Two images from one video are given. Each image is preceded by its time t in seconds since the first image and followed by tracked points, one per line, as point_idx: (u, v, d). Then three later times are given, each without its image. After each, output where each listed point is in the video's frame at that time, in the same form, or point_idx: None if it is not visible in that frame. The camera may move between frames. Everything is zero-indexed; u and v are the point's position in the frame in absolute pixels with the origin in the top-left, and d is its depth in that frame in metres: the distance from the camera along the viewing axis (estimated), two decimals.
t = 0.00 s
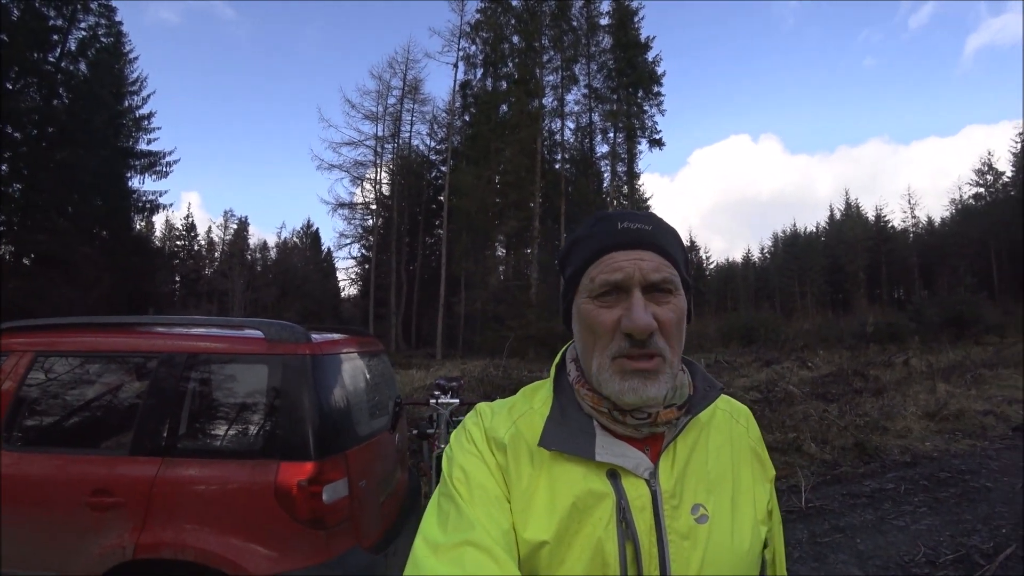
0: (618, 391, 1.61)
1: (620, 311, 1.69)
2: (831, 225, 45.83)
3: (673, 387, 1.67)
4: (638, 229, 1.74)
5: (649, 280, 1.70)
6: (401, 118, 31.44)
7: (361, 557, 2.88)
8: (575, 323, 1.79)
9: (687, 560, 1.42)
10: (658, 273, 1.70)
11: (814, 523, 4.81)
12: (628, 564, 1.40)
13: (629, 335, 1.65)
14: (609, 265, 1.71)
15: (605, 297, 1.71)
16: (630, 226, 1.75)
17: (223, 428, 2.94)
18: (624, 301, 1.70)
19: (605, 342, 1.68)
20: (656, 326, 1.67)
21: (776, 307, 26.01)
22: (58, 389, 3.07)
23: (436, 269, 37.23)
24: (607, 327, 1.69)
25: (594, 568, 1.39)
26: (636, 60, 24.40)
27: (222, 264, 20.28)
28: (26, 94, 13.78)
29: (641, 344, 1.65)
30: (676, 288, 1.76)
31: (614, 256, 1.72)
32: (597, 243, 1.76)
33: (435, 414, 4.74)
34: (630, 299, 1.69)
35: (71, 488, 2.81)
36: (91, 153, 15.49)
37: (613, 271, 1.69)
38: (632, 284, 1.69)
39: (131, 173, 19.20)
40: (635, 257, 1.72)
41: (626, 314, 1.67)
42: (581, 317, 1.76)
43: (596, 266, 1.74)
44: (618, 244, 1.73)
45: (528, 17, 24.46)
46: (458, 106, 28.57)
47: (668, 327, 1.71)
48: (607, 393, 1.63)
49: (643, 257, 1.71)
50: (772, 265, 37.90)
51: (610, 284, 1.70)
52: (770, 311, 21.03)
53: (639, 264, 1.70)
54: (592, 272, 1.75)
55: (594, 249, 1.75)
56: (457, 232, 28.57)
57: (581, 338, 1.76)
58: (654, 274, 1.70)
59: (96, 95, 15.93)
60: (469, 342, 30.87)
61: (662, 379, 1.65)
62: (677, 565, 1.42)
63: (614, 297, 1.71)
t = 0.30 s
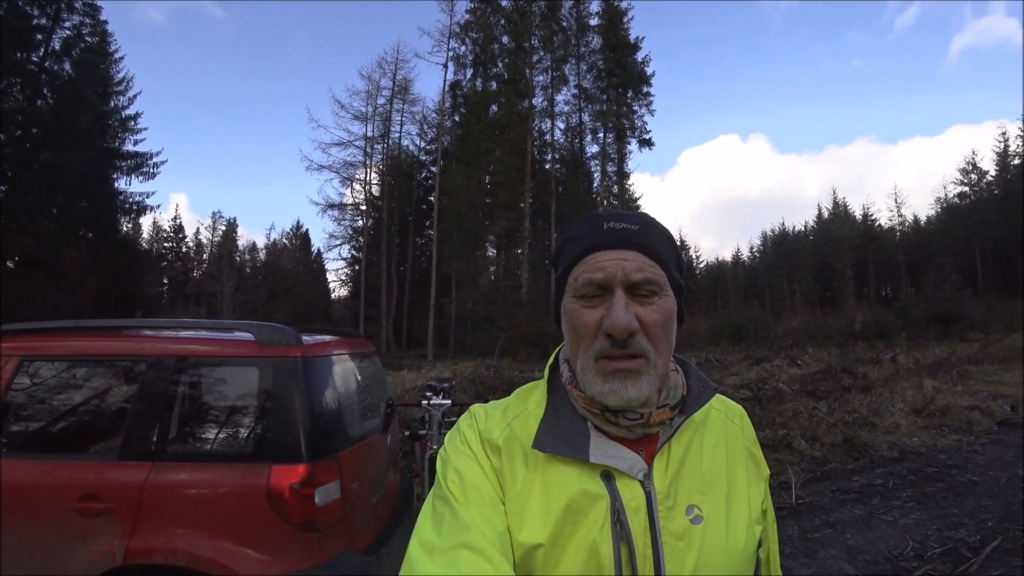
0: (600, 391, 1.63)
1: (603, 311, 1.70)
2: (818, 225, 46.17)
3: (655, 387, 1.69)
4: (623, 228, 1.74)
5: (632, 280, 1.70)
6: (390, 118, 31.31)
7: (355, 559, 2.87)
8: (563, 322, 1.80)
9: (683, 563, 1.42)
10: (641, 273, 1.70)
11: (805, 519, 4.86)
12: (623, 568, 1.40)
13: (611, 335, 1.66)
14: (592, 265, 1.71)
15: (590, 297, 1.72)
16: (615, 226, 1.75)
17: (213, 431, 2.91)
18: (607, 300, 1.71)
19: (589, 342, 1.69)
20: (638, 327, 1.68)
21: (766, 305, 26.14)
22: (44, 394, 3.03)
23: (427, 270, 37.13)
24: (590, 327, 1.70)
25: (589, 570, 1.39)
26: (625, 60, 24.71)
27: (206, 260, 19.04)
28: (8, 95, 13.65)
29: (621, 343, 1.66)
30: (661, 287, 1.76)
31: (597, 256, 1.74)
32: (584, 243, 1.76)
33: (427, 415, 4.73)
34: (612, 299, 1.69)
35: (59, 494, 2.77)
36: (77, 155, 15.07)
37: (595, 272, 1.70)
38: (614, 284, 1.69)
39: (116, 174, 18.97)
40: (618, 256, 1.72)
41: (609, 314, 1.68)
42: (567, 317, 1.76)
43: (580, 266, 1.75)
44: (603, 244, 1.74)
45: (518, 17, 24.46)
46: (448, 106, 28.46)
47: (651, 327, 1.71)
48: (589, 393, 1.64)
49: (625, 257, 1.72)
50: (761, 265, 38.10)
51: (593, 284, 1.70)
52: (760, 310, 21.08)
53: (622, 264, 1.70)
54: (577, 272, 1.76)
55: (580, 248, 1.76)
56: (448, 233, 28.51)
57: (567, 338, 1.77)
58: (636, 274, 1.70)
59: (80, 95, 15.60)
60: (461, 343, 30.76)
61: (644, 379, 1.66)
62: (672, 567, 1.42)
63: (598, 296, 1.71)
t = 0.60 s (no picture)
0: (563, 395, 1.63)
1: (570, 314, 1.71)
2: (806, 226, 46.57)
3: (619, 398, 1.62)
4: (597, 230, 1.72)
5: (597, 284, 1.68)
6: (379, 117, 31.13)
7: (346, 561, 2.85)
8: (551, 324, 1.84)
9: (686, 567, 1.41)
10: (605, 276, 1.67)
11: (794, 515, 4.91)
12: (623, 570, 1.40)
13: (569, 339, 1.66)
14: (561, 267, 1.75)
15: (562, 300, 1.75)
16: (589, 228, 1.75)
17: (200, 433, 2.87)
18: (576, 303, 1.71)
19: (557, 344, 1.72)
20: (598, 331, 1.65)
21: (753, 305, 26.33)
22: (25, 396, 2.97)
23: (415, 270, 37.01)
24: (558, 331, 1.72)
25: (588, 572, 1.39)
26: (615, 60, 24.96)
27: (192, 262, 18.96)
28: None
29: (579, 347, 1.66)
30: (633, 292, 1.70)
31: (568, 258, 1.76)
32: (563, 246, 1.80)
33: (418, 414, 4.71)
34: (577, 303, 1.70)
35: (41, 499, 2.71)
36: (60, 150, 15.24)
37: (561, 274, 1.73)
38: (578, 287, 1.70)
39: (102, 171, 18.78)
40: (586, 259, 1.71)
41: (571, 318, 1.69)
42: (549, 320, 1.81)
43: (555, 269, 1.79)
44: (573, 247, 1.76)
45: (508, 16, 24.55)
46: (437, 105, 28.31)
47: (616, 333, 1.67)
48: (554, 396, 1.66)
49: (591, 259, 1.70)
50: (750, 266, 38.33)
51: (561, 287, 1.73)
52: (748, 310, 21.19)
53: (586, 266, 1.69)
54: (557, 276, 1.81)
55: (559, 252, 1.81)
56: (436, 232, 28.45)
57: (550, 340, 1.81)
58: (600, 277, 1.67)
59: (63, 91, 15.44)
60: (449, 343, 30.66)
61: (604, 390, 1.61)
62: (674, 570, 1.41)
63: (568, 300, 1.73)
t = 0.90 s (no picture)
0: (578, 398, 1.66)
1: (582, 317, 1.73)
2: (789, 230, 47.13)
3: (635, 398, 1.66)
4: (604, 231, 1.73)
5: (608, 286, 1.70)
6: (363, 115, 30.88)
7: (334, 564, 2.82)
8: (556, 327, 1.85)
9: (689, 569, 1.43)
10: (617, 277, 1.70)
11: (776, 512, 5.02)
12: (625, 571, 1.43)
13: (584, 342, 1.68)
14: (569, 271, 1.75)
15: (571, 303, 1.76)
16: (595, 229, 1.76)
17: (181, 434, 2.82)
18: (587, 306, 1.73)
19: (569, 348, 1.73)
20: (613, 333, 1.68)
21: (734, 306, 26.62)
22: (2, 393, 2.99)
23: (398, 269, 36.79)
24: (570, 334, 1.74)
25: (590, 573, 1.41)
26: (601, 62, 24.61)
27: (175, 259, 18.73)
28: None
29: (594, 351, 1.68)
30: (645, 292, 1.73)
31: (575, 261, 1.77)
32: (567, 249, 1.81)
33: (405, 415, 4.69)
34: (589, 306, 1.72)
35: (15, 505, 2.59)
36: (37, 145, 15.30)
37: (570, 277, 1.74)
38: (590, 289, 1.71)
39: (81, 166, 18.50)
40: (594, 262, 1.73)
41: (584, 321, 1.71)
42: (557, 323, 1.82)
43: (561, 272, 1.80)
44: (579, 249, 1.76)
45: (494, 16, 24.77)
46: (421, 103, 28.22)
47: (630, 333, 1.70)
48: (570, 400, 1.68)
49: (601, 261, 1.72)
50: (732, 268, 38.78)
51: (571, 290, 1.75)
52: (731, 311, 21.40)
53: (597, 269, 1.71)
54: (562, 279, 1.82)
55: (564, 254, 1.82)
56: (420, 231, 28.37)
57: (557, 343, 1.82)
58: (612, 279, 1.70)
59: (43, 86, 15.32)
60: (432, 343, 30.53)
61: (622, 393, 1.65)
62: (678, 571, 1.43)
63: (578, 303, 1.75)
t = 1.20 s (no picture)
0: (577, 396, 1.66)
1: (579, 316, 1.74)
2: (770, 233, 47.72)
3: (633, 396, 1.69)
4: (597, 231, 1.75)
5: (605, 285, 1.72)
6: (346, 114, 30.51)
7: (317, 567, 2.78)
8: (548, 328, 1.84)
9: (678, 567, 1.44)
10: (614, 277, 1.71)
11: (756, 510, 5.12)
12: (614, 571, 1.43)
13: (582, 342, 1.69)
14: (565, 270, 1.75)
15: (566, 304, 1.76)
16: (589, 230, 1.77)
17: (159, 437, 2.76)
18: (583, 307, 1.74)
19: (566, 348, 1.73)
20: (611, 332, 1.69)
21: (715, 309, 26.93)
22: None
23: (380, 270, 36.56)
24: (566, 334, 1.74)
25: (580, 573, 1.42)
26: (584, 64, 25.16)
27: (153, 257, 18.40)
28: None
29: (594, 350, 1.69)
30: (640, 291, 1.76)
31: (570, 261, 1.77)
32: (561, 249, 1.80)
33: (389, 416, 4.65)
34: (586, 305, 1.73)
35: None
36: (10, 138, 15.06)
37: (566, 278, 1.74)
38: (587, 289, 1.72)
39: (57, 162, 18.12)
40: (590, 262, 1.74)
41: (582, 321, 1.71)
42: (550, 324, 1.81)
43: (556, 273, 1.80)
44: (575, 249, 1.77)
45: (479, 17, 24.71)
46: (405, 103, 28.10)
47: (627, 331, 1.72)
48: (568, 399, 1.68)
49: (597, 261, 1.74)
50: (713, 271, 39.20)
51: (567, 290, 1.74)
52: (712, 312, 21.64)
53: (593, 269, 1.72)
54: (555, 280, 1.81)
55: (557, 255, 1.81)
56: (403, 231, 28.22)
57: (551, 344, 1.82)
58: (609, 278, 1.71)
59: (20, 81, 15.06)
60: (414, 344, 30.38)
61: (620, 391, 1.67)
62: (666, 570, 1.44)
63: (574, 303, 1.75)
